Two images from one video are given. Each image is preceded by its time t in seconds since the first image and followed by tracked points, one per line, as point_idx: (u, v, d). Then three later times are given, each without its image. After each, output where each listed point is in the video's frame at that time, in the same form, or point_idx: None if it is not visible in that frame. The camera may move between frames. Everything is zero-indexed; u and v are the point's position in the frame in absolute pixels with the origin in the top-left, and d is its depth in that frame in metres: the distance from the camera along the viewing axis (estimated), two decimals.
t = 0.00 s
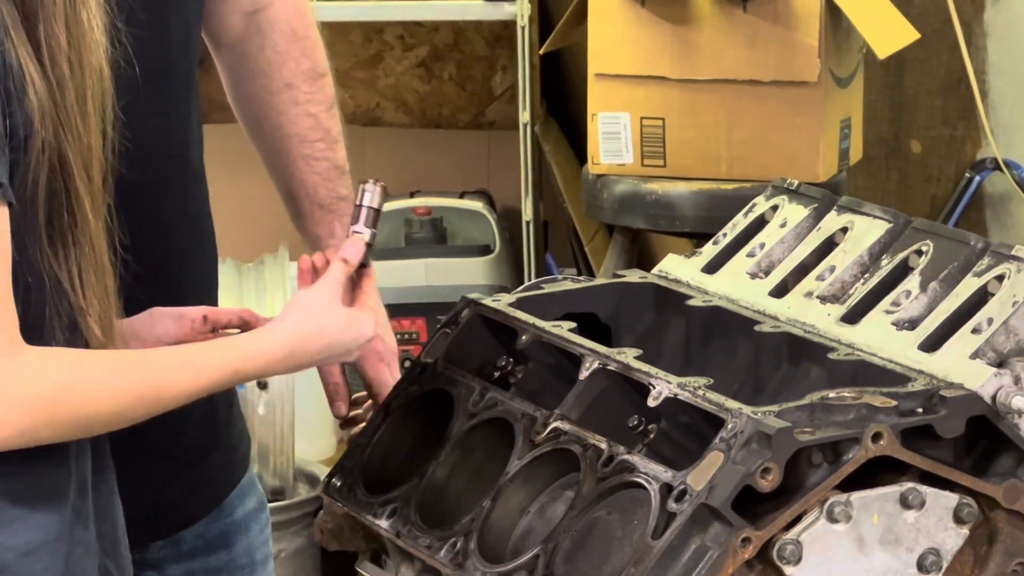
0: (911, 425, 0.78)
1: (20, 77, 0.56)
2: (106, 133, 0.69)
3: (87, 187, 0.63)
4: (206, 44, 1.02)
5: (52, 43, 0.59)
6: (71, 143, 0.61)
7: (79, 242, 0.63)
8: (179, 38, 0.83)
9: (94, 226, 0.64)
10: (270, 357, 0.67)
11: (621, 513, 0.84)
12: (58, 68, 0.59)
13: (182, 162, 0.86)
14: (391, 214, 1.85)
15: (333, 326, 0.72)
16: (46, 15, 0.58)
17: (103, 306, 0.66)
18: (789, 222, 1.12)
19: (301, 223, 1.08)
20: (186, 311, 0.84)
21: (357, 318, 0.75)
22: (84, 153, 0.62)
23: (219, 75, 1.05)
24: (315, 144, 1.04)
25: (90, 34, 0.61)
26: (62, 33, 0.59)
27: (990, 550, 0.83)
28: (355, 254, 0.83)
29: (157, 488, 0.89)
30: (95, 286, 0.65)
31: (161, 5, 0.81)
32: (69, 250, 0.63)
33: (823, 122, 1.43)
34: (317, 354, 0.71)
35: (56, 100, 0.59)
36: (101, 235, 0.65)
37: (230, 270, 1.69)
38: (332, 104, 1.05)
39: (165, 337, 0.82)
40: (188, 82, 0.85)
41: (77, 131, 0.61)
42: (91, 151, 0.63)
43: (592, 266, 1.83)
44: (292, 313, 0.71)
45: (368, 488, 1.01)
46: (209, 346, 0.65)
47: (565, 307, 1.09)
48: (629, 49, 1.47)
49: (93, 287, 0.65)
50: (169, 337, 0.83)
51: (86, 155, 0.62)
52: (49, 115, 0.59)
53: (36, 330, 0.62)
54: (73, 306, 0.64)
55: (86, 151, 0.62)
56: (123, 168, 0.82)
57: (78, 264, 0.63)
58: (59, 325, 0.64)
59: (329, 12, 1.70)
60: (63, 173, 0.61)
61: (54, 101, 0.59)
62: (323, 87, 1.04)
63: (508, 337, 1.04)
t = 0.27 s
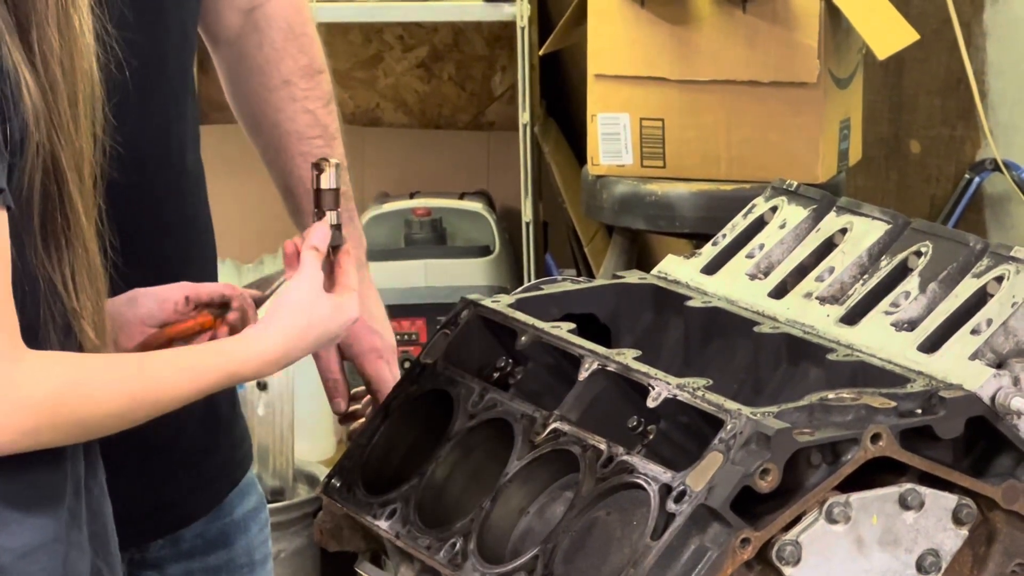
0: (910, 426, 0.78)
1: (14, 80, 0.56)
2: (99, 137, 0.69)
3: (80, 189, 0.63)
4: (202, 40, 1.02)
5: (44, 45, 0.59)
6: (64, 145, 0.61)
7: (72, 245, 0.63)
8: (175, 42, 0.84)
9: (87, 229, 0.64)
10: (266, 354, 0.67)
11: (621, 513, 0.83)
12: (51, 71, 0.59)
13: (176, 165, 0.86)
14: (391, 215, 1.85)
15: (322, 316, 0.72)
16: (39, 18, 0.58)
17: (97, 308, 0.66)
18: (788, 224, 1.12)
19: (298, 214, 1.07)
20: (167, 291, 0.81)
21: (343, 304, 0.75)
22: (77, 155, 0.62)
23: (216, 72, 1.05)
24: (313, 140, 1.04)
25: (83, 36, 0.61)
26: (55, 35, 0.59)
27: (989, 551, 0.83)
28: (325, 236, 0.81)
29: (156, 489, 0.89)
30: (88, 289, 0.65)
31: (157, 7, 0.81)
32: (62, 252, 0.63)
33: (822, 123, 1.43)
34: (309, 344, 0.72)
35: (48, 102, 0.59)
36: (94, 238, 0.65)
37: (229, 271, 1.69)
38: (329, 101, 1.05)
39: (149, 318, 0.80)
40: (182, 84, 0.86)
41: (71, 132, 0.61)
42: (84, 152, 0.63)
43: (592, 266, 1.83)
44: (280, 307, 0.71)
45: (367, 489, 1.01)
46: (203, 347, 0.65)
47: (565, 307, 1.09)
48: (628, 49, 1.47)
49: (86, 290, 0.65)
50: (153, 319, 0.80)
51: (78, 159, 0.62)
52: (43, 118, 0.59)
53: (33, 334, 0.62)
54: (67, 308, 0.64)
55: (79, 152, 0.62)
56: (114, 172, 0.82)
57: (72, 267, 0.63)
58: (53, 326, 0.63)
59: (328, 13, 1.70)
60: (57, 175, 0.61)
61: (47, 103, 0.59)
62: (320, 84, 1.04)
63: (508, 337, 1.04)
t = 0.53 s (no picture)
0: (911, 427, 0.78)
1: (10, 82, 0.56)
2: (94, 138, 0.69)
3: (78, 192, 0.62)
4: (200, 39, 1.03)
5: (42, 48, 0.58)
6: (60, 148, 0.60)
7: (70, 248, 0.63)
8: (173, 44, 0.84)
9: (84, 231, 0.64)
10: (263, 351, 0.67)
11: (622, 514, 0.82)
12: (48, 74, 0.59)
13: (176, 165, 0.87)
14: (391, 216, 1.85)
15: (315, 311, 0.72)
16: (35, 22, 0.58)
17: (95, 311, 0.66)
18: (789, 225, 1.12)
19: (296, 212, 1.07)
20: (150, 278, 0.81)
21: (334, 298, 0.75)
22: (74, 157, 0.61)
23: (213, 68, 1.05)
24: (312, 139, 1.04)
25: (81, 39, 0.61)
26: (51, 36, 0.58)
27: (990, 552, 0.83)
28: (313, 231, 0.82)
29: (158, 488, 0.89)
30: (85, 291, 0.64)
31: (157, 8, 0.81)
32: (59, 255, 0.62)
33: (823, 124, 1.43)
34: (305, 340, 0.71)
35: (43, 105, 0.59)
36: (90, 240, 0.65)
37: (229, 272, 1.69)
38: (328, 99, 1.05)
39: (133, 301, 0.82)
40: (178, 85, 0.86)
41: (69, 135, 0.61)
42: (82, 154, 0.62)
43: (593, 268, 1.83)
44: (277, 302, 0.70)
45: (369, 490, 1.02)
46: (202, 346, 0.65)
47: (566, 308, 1.09)
48: (629, 51, 1.47)
49: (83, 294, 0.64)
50: (136, 303, 0.82)
51: (76, 160, 0.62)
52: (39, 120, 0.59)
53: (30, 333, 0.63)
54: (63, 310, 0.64)
55: (77, 154, 0.62)
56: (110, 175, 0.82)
57: (69, 270, 0.63)
58: (48, 326, 0.64)
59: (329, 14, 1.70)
60: (54, 177, 0.60)
61: (43, 104, 0.59)
62: (320, 83, 1.04)
63: (510, 338, 1.04)
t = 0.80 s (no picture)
0: (912, 428, 0.78)
1: (9, 83, 0.55)
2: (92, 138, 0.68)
3: (76, 192, 0.61)
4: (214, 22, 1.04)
5: (39, 47, 0.56)
6: (58, 148, 0.59)
7: (68, 249, 0.61)
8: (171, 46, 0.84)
9: (82, 233, 0.62)
10: (257, 352, 0.65)
11: (623, 515, 0.82)
12: (45, 74, 0.57)
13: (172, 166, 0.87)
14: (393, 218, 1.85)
15: (307, 309, 0.69)
16: (34, 22, 0.56)
17: (93, 313, 0.64)
18: (791, 226, 1.12)
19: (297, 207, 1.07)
20: (141, 275, 0.76)
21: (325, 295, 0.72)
22: (72, 157, 0.60)
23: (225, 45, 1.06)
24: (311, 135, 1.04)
25: (81, 38, 0.59)
26: (49, 33, 0.57)
27: (991, 553, 0.83)
28: (300, 228, 0.78)
29: (158, 488, 0.89)
30: (83, 294, 0.63)
31: (157, 9, 0.81)
32: (57, 257, 0.61)
33: (824, 125, 1.43)
34: (299, 338, 0.69)
35: (41, 104, 0.57)
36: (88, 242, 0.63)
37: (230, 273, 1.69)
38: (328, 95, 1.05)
39: (122, 296, 0.77)
40: (174, 86, 0.86)
41: (65, 135, 0.59)
42: (79, 154, 0.61)
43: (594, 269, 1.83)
44: (269, 301, 0.67)
45: (370, 491, 1.02)
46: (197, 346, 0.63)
47: (567, 309, 1.09)
48: (630, 52, 1.47)
49: (81, 295, 0.63)
50: (126, 298, 0.77)
51: (73, 162, 0.60)
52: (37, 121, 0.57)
53: (29, 336, 0.62)
54: (62, 311, 0.62)
55: (74, 154, 0.60)
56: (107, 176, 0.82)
57: (68, 272, 0.62)
58: (46, 326, 0.62)
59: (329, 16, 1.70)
60: (52, 177, 0.59)
61: (41, 105, 0.57)
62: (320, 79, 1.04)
63: (510, 339, 1.04)
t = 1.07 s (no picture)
0: (917, 430, 0.78)
1: (10, 85, 0.54)
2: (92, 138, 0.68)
3: (75, 192, 0.61)
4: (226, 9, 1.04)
5: (40, 49, 0.57)
6: (58, 149, 0.59)
7: (68, 250, 0.62)
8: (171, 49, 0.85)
9: (81, 233, 0.63)
10: (248, 357, 0.64)
11: (628, 516, 0.82)
12: (46, 76, 0.57)
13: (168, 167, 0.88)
14: (396, 219, 1.86)
15: (299, 317, 0.68)
16: (35, 24, 0.56)
17: (92, 313, 0.65)
18: (794, 228, 1.12)
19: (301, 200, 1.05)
20: (134, 265, 0.78)
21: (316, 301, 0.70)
22: (71, 159, 0.60)
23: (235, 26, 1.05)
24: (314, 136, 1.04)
25: (80, 40, 0.60)
26: (50, 34, 0.57)
27: (996, 555, 0.83)
28: (289, 233, 0.75)
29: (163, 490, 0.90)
30: (84, 293, 0.64)
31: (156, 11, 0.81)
32: (58, 259, 0.61)
33: (827, 127, 1.43)
34: (289, 343, 0.67)
35: (42, 106, 0.57)
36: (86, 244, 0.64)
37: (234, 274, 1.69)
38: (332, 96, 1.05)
39: (120, 288, 0.78)
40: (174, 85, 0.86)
41: (65, 136, 0.59)
42: (78, 154, 0.61)
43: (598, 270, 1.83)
44: (259, 304, 0.66)
45: (374, 492, 1.02)
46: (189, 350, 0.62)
47: (572, 311, 1.09)
48: (633, 53, 1.47)
49: (81, 295, 0.63)
50: (123, 289, 0.79)
51: (73, 163, 0.60)
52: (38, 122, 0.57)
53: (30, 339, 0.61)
54: (63, 312, 0.63)
55: (74, 155, 0.60)
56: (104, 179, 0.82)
57: (68, 273, 0.62)
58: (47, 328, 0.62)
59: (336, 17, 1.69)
60: (53, 178, 0.59)
61: (42, 107, 0.57)
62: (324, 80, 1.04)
63: (515, 341, 1.05)
